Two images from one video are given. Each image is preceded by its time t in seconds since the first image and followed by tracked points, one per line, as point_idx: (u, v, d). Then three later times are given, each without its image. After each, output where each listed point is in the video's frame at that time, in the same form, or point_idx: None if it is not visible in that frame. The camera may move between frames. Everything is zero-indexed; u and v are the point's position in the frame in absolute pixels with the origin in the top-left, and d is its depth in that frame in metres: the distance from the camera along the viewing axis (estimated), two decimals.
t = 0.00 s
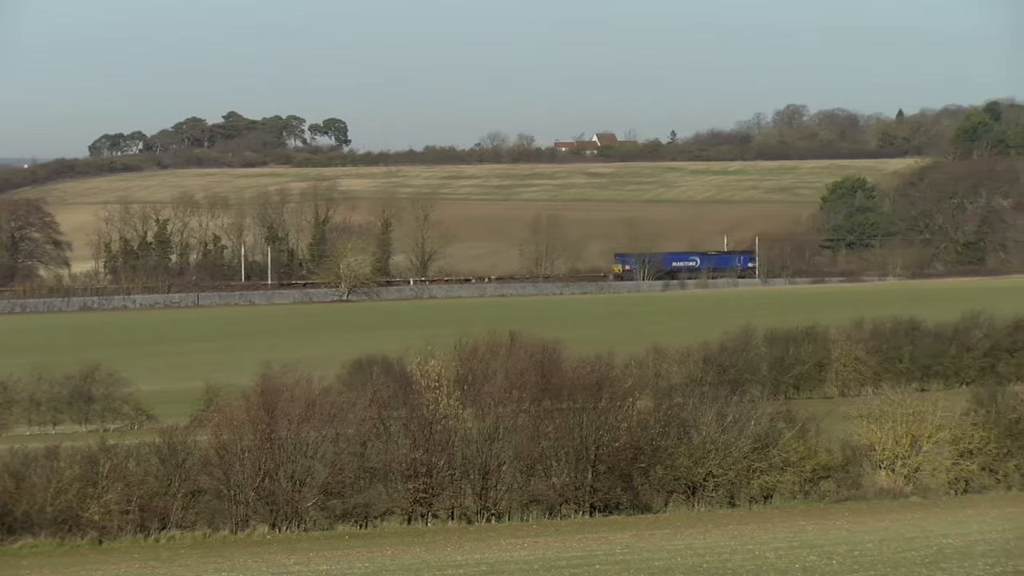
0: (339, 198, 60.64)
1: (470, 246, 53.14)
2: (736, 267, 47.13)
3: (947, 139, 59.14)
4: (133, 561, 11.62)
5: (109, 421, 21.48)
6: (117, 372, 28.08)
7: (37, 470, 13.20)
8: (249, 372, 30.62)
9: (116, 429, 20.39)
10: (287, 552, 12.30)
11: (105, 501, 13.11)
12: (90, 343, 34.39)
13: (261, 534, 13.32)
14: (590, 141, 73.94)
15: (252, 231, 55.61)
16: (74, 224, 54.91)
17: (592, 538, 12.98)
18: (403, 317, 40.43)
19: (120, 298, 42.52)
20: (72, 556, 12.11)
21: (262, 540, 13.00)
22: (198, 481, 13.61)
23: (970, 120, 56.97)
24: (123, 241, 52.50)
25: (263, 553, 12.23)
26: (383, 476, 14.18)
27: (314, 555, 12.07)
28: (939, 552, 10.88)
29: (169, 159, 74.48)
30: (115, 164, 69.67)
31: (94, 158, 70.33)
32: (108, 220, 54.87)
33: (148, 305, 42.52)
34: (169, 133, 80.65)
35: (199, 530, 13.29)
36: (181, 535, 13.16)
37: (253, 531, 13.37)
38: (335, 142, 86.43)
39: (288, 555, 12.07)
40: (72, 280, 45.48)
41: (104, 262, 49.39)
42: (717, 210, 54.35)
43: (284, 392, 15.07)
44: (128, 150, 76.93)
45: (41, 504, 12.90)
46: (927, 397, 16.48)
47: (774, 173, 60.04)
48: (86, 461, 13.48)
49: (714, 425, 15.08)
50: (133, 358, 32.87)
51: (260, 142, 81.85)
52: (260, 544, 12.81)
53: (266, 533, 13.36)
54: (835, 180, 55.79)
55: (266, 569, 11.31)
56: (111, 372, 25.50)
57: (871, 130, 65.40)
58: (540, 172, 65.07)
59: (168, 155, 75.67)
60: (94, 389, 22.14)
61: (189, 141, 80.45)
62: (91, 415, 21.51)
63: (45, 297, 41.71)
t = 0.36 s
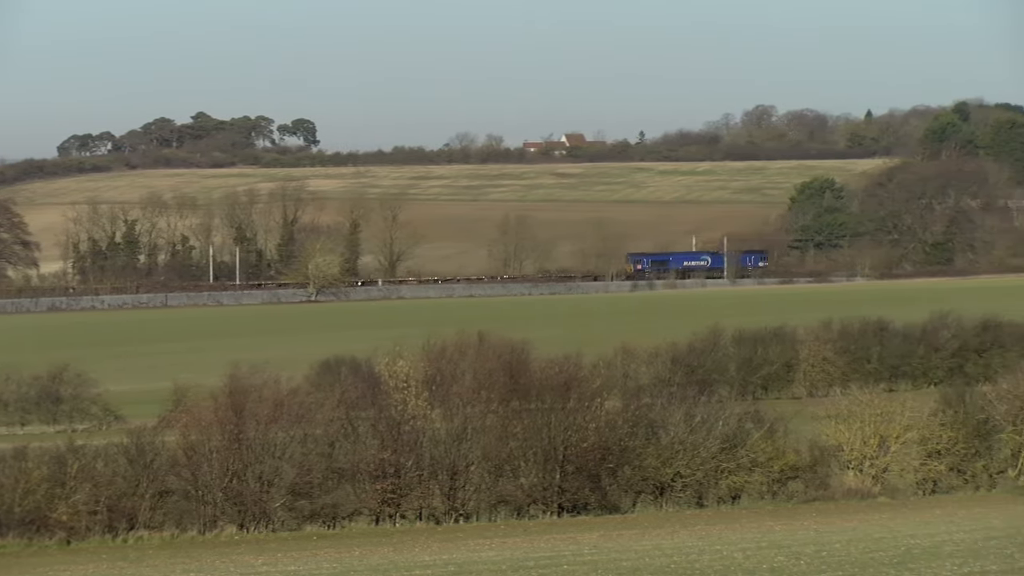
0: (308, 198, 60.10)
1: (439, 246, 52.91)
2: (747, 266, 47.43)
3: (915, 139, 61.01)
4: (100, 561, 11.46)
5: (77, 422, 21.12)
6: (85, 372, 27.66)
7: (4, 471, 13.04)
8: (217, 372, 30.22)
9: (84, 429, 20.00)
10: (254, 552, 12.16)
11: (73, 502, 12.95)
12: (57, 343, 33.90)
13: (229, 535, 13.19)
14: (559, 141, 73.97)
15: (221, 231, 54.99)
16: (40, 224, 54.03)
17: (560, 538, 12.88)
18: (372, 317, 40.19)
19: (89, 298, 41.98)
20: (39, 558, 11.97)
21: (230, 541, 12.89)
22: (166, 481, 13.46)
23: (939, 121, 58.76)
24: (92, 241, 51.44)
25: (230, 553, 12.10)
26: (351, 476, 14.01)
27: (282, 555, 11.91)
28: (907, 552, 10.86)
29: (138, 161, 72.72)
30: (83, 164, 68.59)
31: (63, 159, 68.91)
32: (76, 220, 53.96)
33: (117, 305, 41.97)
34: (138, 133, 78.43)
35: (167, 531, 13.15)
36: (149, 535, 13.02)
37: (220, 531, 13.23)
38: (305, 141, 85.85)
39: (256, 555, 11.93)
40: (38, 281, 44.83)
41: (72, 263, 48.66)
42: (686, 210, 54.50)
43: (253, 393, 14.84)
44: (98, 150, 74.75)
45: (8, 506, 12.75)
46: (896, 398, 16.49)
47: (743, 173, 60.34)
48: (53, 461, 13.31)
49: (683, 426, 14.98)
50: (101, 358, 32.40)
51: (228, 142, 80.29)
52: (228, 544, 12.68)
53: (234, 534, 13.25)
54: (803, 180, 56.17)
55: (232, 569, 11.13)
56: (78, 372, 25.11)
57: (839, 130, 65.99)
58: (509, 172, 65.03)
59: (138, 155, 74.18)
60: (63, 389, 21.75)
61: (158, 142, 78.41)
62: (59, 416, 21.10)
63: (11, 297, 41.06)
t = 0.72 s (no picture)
0: (268, 199, 59.17)
1: (399, 246, 52.49)
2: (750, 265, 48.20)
3: (875, 139, 61.75)
4: (61, 562, 11.31)
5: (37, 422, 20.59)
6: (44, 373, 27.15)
7: None
8: (176, 372, 29.68)
9: (44, 430, 19.58)
10: (215, 552, 12.03)
11: (34, 501, 12.81)
12: (16, 344, 33.26)
13: (190, 535, 13.08)
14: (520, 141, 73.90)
15: (181, 231, 54.16)
16: None
17: (522, 538, 12.77)
18: (333, 317, 39.84)
19: (50, 298, 41.39)
20: None
21: (190, 541, 12.78)
22: (127, 482, 13.38)
23: (900, 122, 60.48)
24: (52, 242, 49.94)
25: (191, 553, 12.00)
26: (311, 477, 13.88)
27: (243, 556, 11.72)
28: (868, 552, 10.83)
29: (98, 161, 70.64)
30: (44, 164, 67.24)
31: (20, 159, 67.37)
32: (34, 220, 52.78)
33: (78, 305, 41.41)
34: (98, 134, 75.34)
35: (128, 531, 13.02)
36: (111, 536, 12.89)
37: (181, 532, 13.10)
38: (264, 143, 85.18)
39: (216, 555, 11.75)
40: None
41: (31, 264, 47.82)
42: (647, 209, 54.54)
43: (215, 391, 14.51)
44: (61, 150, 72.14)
45: None
46: (856, 398, 16.55)
47: (704, 174, 60.66)
48: (13, 462, 13.15)
49: (644, 426, 14.95)
50: (60, 359, 31.81)
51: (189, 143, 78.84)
52: (189, 545, 12.56)
53: (194, 534, 13.14)
54: (763, 181, 56.63)
55: (192, 570, 10.95)
56: (37, 372, 24.56)
57: (799, 132, 66.73)
58: (470, 173, 64.92)
59: (98, 155, 71.80)
60: (22, 388, 21.21)
61: (119, 143, 75.58)
62: (17, 416, 20.48)
63: None
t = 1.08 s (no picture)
0: (233, 200, 57.71)
1: (365, 247, 51.56)
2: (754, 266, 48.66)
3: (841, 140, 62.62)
4: (26, 563, 11.08)
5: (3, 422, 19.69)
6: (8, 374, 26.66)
7: None
8: (141, 372, 29.26)
9: (10, 429, 19.10)
10: (180, 553, 11.80)
11: None
12: None
13: (155, 535, 12.88)
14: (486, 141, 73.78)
15: (146, 231, 53.47)
16: None
17: (488, 539, 12.64)
18: (300, 317, 39.44)
19: (13, 298, 40.99)
20: None
21: (156, 541, 12.58)
22: (93, 482, 13.17)
23: (866, 122, 61.48)
24: (15, 242, 49.36)
25: (157, 553, 11.77)
26: (277, 477, 13.69)
27: (208, 556, 11.50)
28: (833, 552, 10.82)
29: (63, 162, 69.63)
30: (7, 164, 66.58)
31: None
32: None
33: (42, 305, 40.97)
34: (64, 135, 74.41)
35: (94, 531, 12.84)
36: (77, 536, 12.68)
37: (147, 532, 12.90)
38: (232, 142, 83.88)
39: (181, 555, 11.52)
40: None
41: None
42: (613, 209, 54.56)
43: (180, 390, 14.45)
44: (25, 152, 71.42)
45: None
46: (821, 398, 16.60)
47: (669, 174, 60.92)
48: None
49: (610, 426, 14.83)
50: (23, 359, 31.26)
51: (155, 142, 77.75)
52: (155, 545, 12.36)
53: (160, 534, 12.93)
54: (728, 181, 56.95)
55: (158, 570, 10.74)
56: None
57: (765, 132, 67.34)
58: (435, 173, 64.75)
59: (63, 155, 70.81)
60: None
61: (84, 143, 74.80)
62: None
63: None
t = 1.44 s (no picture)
0: (201, 198, 57.37)
1: (333, 245, 51.39)
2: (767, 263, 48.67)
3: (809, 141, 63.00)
4: None
5: None
6: None
7: None
8: (108, 373, 28.83)
9: None
10: (149, 552, 11.59)
11: None
12: None
13: (123, 535, 12.69)
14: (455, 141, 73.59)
15: (115, 231, 52.70)
16: None
17: (456, 539, 12.51)
18: (270, 317, 39.08)
19: None
20: None
21: (124, 541, 12.39)
22: (61, 482, 12.93)
23: (833, 122, 61.29)
24: None
25: (125, 553, 11.55)
26: (245, 477, 13.51)
27: (177, 555, 11.30)
28: (801, 552, 10.79)
29: (31, 160, 68.37)
30: None
31: None
32: None
33: (8, 305, 40.27)
34: (31, 134, 72.62)
35: (61, 531, 12.61)
36: (44, 535, 12.46)
37: (115, 532, 12.71)
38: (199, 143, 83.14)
39: (150, 555, 11.30)
40: None
41: None
42: (581, 209, 54.61)
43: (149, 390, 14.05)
44: None
45: None
46: (789, 398, 16.61)
47: (637, 174, 61.03)
48: None
49: (577, 426, 14.77)
50: None
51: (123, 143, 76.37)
52: (123, 545, 12.18)
53: (128, 534, 12.74)
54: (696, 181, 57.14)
55: (124, 570, 10.51)
56: None
57: (733, 133, 67.66)
58: (403, 173, 64.48)
59: (30, 155, 69.04)
60: None
61: (52, 143, 73.08)
62: None
63: None
